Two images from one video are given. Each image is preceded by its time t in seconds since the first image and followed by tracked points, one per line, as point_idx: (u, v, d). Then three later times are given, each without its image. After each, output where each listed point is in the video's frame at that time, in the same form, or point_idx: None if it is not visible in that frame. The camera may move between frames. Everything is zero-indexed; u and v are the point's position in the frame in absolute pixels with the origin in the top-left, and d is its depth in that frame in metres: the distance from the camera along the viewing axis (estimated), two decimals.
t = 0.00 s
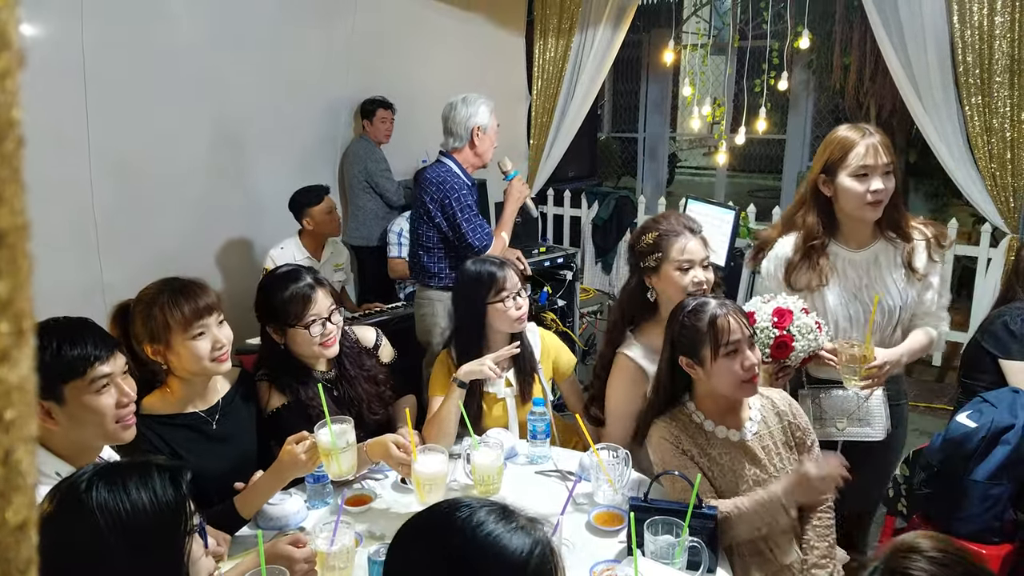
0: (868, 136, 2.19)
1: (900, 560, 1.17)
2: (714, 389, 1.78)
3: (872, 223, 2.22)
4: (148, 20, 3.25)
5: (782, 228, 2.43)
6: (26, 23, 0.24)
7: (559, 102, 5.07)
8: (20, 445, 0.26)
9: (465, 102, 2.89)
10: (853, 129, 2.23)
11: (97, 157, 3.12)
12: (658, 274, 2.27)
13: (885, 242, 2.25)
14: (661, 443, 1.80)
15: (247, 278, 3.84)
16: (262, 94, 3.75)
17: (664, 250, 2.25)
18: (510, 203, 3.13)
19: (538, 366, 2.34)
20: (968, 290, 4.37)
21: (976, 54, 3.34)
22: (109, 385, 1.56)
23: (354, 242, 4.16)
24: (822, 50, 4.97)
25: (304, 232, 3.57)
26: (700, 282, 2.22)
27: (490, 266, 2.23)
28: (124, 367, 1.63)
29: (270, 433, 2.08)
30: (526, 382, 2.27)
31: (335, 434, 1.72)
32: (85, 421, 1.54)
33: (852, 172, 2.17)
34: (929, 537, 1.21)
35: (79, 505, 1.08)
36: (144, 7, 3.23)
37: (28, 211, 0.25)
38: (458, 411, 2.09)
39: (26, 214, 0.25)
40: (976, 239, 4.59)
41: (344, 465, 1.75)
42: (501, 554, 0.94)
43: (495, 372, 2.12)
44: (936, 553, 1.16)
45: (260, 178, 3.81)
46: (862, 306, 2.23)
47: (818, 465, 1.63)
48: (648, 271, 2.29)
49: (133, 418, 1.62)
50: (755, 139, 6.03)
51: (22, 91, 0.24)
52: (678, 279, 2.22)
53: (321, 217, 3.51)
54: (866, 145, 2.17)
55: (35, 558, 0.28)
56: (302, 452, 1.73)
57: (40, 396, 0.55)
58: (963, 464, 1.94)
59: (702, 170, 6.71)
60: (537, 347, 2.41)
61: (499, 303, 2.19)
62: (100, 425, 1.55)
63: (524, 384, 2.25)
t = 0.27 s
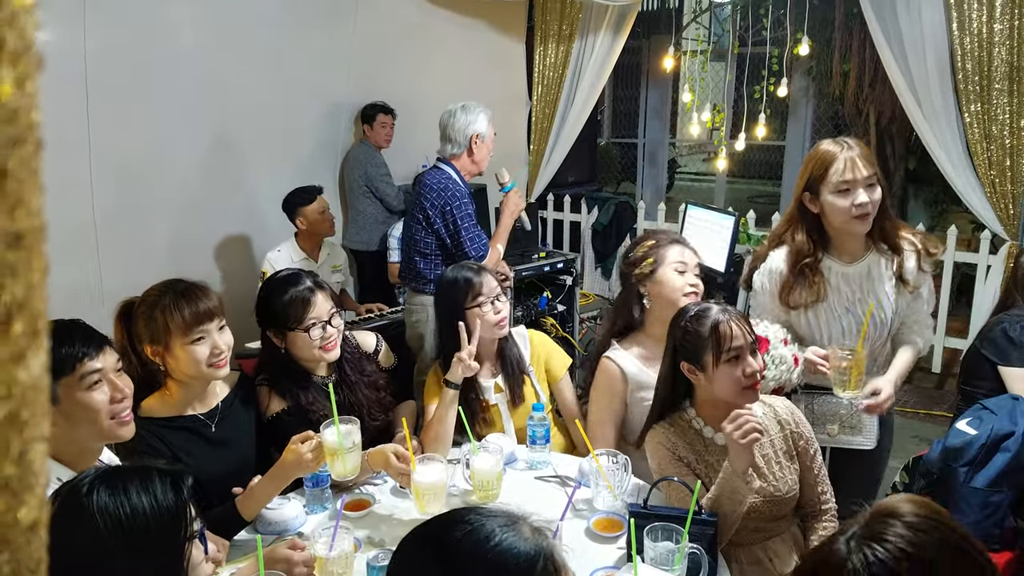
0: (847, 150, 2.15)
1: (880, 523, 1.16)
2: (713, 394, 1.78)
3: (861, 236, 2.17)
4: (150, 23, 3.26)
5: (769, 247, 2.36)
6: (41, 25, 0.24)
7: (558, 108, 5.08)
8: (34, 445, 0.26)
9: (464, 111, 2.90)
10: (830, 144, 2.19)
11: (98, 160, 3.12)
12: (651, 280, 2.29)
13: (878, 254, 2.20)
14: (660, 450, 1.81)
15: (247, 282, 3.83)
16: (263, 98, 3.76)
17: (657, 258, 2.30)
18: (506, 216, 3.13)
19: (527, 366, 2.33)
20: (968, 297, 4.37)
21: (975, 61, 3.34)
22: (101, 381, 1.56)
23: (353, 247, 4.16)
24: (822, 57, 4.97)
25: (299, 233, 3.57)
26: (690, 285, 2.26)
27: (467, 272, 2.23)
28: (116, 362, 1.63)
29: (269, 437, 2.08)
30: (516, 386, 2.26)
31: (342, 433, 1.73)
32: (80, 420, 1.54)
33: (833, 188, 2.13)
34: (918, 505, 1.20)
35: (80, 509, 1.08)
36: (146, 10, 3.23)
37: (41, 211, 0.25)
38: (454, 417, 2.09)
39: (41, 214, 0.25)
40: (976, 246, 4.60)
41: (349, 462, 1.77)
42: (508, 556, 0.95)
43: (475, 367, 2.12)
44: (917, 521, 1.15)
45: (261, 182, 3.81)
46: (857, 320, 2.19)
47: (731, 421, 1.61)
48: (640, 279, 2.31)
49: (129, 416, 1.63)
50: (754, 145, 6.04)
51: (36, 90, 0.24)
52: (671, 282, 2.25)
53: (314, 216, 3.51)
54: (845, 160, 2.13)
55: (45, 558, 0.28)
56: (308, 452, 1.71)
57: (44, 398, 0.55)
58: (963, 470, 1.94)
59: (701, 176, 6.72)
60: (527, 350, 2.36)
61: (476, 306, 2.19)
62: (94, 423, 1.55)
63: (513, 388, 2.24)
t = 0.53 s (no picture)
0: (840, 166, 2.08)
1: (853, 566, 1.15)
2: (711, 399, 1.78)
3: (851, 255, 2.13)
4: (150, 27, 3.26)
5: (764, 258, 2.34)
6: (35, 25, 0.24)
7: (558, 113, 5.10)
8: (24, 449, 0.26)
9: (459, 116, 2.89)
10: (824, 158, 2.12)
11: (97, 163, 3.13)
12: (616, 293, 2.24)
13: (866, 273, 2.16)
14: (659, 450, 1.80)
15: (246, 286, 3.83)
16: (263, 102, 3.76)
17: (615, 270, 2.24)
18: (501, 221, 3.14)
19: (515, 371, 2.27)
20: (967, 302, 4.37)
21: (974, 66, 3.35)
22: (98, 390, 1.55)
23: (353, 251, 4.16)
24: (821, 62, 4.98)
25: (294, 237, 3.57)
26: (654, 292, 2.19)
27: (443, 281, 2.21)
28: (116, 371, 1.63)
29: (269, 441, 2.07)
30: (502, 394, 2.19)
31: (355, 422, 1.71)
32: (75, 427, 1.53)
33: (823, 206, 2.07)
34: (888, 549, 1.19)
35: (80, 514, 1.07)
36: (146, 15, 3.24)
37: (34, 211, 0.24)
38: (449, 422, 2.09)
39: (32, 213, 0.24)
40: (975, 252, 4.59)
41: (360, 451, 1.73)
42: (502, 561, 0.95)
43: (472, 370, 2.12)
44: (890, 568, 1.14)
45: (260, 187, 3.81)
46: (841, 335, 2.15)
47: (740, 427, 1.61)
48: (607, 291, 2.28)
49: (125, 425, 1.62)
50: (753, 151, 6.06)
51: (30, 93, 0.24)
52: (634, 293, 2.19)
53: (305, 218, 3.50)
54: (837, 177, 2.07)
55: (37, 564, 0.27)
56: (321, 443, 1.71)
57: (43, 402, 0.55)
58: (962, 476, 1.93)
59: (700, 181, 6.73)
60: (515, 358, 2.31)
61: (453, 314, 2.17)
62: (89, 430, 1.54)
63: (500, 395, 2.17)
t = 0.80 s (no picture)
0: (833, 182, 2.04)
1: None
2: (704, 403, 1.77)
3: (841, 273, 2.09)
4: (149, 30, 3.27)
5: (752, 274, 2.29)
6: (28, 27, 0.24)
7: (557, 116, 5.11)
8: (19, 454, 0.25)
9: (460, 121, 2.89)
10: (817, 173, 2.08)
11: (95, 167, 3.13)
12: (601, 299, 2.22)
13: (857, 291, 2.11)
14: (656, 454, 1.80)
15: (245, 289, 3.83)
16: (262, 105, 3.76)
17: (601, 276, 2.22)
18: (498, 225, 3.14)
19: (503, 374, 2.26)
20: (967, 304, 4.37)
21: (973, 68, 3.36)
22: (100, 396, 1.55)
23: (352, 254, 4.16)
24: (820, 64, 4.97)
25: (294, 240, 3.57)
26: (638, 300, 2.18)
27: (424, 289, 2.16)
28: (117, 378, 1.62)
29: (269, 443, 2.06)
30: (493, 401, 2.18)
31: (356, 433, 1.67)
32: (75, 432, 1.52)
33: (815, 223, 2.03)
34: None
35: (79, 517, 1.07)
36: (145, 18, 3.25)
37: (28, 214, 0.24)
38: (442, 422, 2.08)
39: (25, 217, 0.24)
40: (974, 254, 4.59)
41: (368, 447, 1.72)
42: (468, 556, 0.93)
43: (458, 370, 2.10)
44: None
45: (259, 190, 3.81)
46: (825, 352, 2.12)
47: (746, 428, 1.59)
48: (590, 298, 2.24)
49: (124, 431, 1.61)
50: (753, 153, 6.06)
51: (25, 93, 0.24)
52: (618, 301, 2.17)
53: (303, 221, 3.50)
54: (830, 193, 2.02)
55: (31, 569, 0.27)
56: (321, 453, 1.67)
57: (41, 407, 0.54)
58: (961, 477, 1.92)
59: (700, 184, 6.73)
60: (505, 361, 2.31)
61: (437, 319, 2.12)
62: (89, 437, 1.54)
63: (490, 399, 2.16)
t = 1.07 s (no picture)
0: (805, 198, 2.08)
1: None
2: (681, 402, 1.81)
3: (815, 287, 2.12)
4: (147, 32, 3.27)
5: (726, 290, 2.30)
6: (24, 25, 0.24)
7: (556, 116, 5.10)
8: (15, 454, 0.25)
9: (464, 123, 2.90)
10: (790, 188, 2.11)
11: (92, 169, 3.13)
12: (588, 303, 2.19)
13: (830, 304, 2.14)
14: (652, 451, 1.80)
15: (243, 290, 3.83)
16: (260, 106, 3.76)
17: (589, 280, 2.20)
18: (500, 225, 3.13)
19: (496, 380, 2.26)
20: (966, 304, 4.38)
21: (971, 69, 3.36)
22: (99, 399, 1.55)
23: (351, 255, 4.17)
24: (818, 65, 4.93)
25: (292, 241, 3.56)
26: (625, 305, 2.15)
27: (415, 296, 2.14)
28: (117, 380, 1.62)
29: (267, 445, 2.06)
30: (486, 410, 2.18)
31: (350, 445, 1.70)
32: (75, 435, 1.52)
33: (789, 238, 2.06)
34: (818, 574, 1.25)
35: (75, 521, 1.07)
36: (143, 20, 3.25)
37: (24, 211, 0.24)
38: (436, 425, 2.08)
39: (23, 214, 0.24)
40: (972, 254, 4.59)
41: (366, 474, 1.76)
42: (448, 553, 0.94)
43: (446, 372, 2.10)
44: None
45: (258, 191, 3.82)
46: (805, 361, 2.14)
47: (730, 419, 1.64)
48: (579, 301, 2.22)
49: (123, 434, 1.61)
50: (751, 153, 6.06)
51: (18, 94, 0.24)
52: (605, 306, 2.15)
53: (303, 224, 3.49)
54: (802, 208, 2.05)
55: (28, 572, 0.27)
56: (317, 465, 1.65)
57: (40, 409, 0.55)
58: (960, 477, 1.92)
59: (698, 184, 6.73)
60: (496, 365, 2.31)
61: (430, 324, 2.09)
62: (89, 440, 1.54)
63: (483, 406, 2.16)
